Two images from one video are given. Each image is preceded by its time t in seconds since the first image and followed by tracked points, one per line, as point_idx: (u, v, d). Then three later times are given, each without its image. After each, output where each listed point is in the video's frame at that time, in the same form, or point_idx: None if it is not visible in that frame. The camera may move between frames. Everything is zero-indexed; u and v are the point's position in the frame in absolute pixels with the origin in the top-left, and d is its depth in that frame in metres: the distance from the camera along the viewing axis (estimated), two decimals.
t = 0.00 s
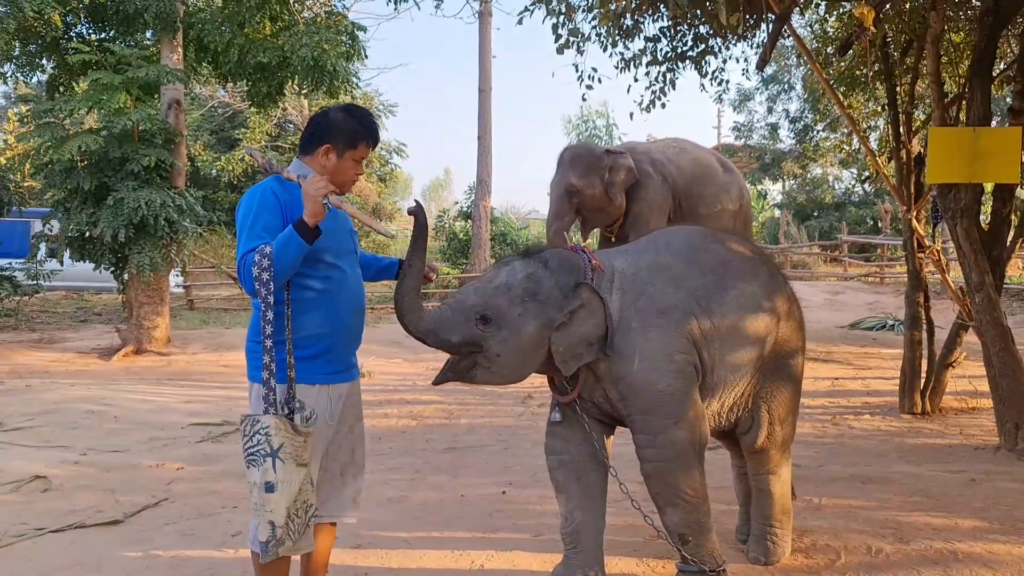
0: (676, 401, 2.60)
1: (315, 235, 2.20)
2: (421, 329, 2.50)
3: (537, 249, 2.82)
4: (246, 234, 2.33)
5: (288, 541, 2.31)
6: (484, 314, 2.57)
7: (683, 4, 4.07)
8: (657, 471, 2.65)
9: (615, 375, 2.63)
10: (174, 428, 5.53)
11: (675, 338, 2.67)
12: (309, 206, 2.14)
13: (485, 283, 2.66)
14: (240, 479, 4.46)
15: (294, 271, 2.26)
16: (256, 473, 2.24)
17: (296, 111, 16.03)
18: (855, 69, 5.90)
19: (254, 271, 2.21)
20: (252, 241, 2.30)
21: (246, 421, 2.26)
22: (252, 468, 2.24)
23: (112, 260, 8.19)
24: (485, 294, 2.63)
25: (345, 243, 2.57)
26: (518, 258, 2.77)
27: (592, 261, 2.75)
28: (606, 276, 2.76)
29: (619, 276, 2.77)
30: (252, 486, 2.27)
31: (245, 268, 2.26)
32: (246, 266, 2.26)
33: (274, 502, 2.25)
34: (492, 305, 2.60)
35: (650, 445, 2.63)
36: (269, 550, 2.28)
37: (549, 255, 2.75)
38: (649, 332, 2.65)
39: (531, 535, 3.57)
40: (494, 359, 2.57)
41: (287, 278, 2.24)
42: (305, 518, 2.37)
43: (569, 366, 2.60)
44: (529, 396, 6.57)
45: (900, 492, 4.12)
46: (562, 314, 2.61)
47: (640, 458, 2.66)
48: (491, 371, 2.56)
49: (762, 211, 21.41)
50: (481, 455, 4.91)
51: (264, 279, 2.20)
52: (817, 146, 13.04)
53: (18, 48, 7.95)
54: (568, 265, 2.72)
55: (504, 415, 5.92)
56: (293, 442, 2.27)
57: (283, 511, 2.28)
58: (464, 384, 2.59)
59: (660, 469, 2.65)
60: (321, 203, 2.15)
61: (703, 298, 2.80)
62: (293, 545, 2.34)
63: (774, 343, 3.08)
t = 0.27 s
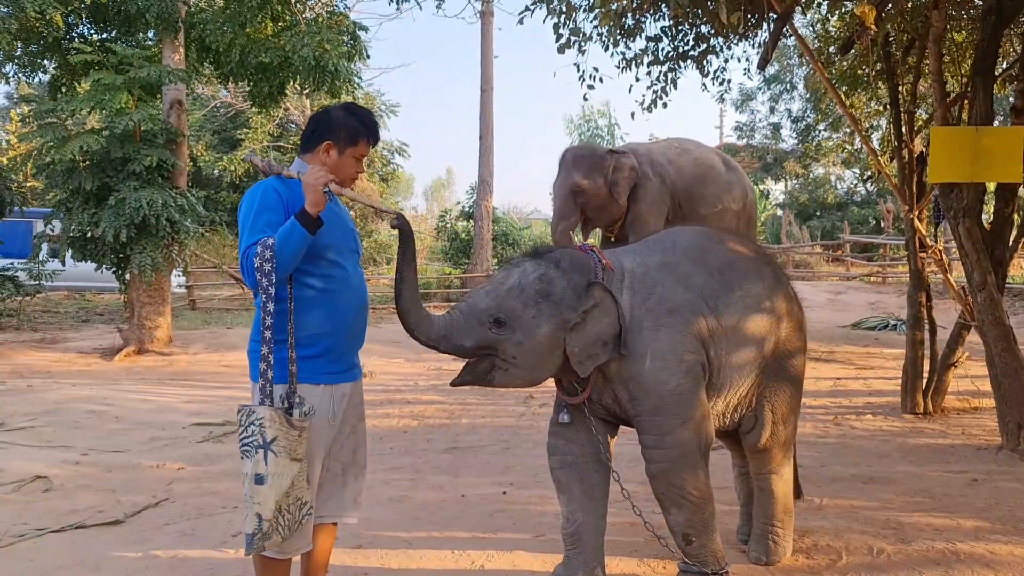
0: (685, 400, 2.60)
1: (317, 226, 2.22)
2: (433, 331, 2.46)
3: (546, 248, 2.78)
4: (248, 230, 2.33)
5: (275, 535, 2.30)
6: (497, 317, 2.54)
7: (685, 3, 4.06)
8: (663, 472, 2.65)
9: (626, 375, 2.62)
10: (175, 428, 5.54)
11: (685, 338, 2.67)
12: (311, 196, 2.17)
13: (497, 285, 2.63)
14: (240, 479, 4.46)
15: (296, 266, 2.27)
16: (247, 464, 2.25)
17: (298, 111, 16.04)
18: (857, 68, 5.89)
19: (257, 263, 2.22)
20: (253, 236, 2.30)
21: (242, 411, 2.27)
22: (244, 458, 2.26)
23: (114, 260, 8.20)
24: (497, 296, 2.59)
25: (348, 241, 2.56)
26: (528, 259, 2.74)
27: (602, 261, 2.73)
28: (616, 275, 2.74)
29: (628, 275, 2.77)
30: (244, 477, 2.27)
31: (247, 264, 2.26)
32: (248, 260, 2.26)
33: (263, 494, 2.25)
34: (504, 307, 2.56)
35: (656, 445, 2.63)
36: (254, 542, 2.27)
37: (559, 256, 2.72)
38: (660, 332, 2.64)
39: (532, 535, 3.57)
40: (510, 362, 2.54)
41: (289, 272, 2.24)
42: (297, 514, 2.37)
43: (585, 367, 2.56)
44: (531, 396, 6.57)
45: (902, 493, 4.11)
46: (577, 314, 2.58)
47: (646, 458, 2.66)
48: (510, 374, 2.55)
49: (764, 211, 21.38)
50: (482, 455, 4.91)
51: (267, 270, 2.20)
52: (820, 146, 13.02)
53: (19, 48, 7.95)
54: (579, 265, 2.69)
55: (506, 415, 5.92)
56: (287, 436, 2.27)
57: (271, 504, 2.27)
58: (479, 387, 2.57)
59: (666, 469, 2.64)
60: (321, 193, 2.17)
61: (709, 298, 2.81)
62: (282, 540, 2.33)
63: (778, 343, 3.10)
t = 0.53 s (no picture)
0: (689, 396, 2.60)
1: (320, 219, 2.23)
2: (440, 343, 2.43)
3: (546, 245, 2.75)
4: (247, 223, 2.32)
5: (265, 532, 2.27)
6: (504, 318, 2.52)
7: None
8: (663, 468, 2.64)
9: (630, 371, 2.61)
10: (174, 425, 5.55)
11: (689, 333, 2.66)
12: (313, 190, 2.17)
13: (502, 286, 2.60)
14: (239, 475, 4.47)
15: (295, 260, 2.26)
16: (241, 457, 2.25)
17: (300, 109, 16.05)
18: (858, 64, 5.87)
19: (256, 255, 2.21)
20: (252, 230, 2.30)
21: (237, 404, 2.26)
22: (239, 451, 2.26)
23: (114, 257, 8.22)
24: (502, 297, 2.56)
25: (344, 237, 2.57)
26: (531, 257, 2.71)
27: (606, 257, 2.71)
28: (621, 271, 2.73)
29: (631, 270, 2.76)
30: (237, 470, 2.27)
31: (246, 258, 2.26)
32: (247, 253, 2.25)
33: (254, 489, 2.23)
34: (511, 308, 2.54)
35: (658, 441, 2.61)
36: (244, 537, 2.25)
37: (563, 254, 2.69)
38: (665, 327, 2.63)
39: (530, 531, 3.56)
40: (517, 362, 2.52)
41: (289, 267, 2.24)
42: (290, 512, 2.34)
43: (593, 364, 2.54)
44: (530, 393, 6.57)
45: (901, 489, 4.10)
46: (583, 311, 2.56)
47: (648, 454, 2.65)
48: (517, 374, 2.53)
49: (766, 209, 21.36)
50: (481, 451, 4.90)
51: (267, 263, 2.20)
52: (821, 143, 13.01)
53: (19, 46, 7.97)
54: (583, 262, 2.67)
55: (505, 412, 5.92)
56: (282, 431, 2.26)
57: (262, 500, 2.25)
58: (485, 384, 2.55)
59: (667, 465, 2.63)
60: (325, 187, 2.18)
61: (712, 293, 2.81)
62: (274, 537, 2.31)
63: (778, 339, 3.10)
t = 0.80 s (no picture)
0: (694, 390, 2.60)
1: (316, 210, 2.22)
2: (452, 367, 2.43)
3: (543, 246, 2.73)
4: (244, 219, 2.32)
5: (280, 523, 2.31)
6: (510, 328, 2.50)
7: None
8: (667, 461, 2.65)
9: (636, 366, 2.60)
10: (175, 419, 5.56)
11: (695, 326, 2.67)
12: (309, 180, 2.16)
13: (503, 295, 2.58)
14: (240, 470, 4.47)
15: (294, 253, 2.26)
16: (251, 452, 2.26)
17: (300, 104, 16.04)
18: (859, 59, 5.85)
19: (255, 250, 2.21)
20: (250, 226, 2.30)
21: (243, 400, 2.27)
22: (248, 446, 2.27)
23: (115, 252, 8.22)
24: (505, 307, 2.55)
25: (342, 230, 2.57)
26: (529, 259, 2.68)
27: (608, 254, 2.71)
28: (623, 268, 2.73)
29: (635, 266, 2.76)
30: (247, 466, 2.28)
31: (246, 253, 2.26)
32: (247, 247, 2.26)
33: (268, 482, 2.27)
34: (516, 316, 2.52)
35: (664, 435, 2.62)
36: (260, 529, 2.29)
37: (562, 252, 2.66)
38: (670, 321, 2.63)
39: (530, 526, 3.57)
40: (529, 369, 2.51)
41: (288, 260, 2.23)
42: (301, 502, 2.38)
43: (604, 359, 2.52)
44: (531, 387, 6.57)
45: (902, 483, 4.11)
46: (588, 308, 2.54)
47: (653, 448, 2.65)
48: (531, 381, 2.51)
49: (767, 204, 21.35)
50: (482, 446, 4.91)
51: (266, 257, 2.20)
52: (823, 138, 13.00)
53: (20, 40, 7.96)
54: (583, 259, 2.64)
55: (506, 407, 5.92)
56: (291, 423, 2.29)
57: (276, 491, 2.29)
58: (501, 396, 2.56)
59: (671, 459, 2.64)
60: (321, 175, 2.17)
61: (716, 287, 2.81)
62: (286, 528, 2.34)
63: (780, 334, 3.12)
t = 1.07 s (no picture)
0: (702, 390, 2.61)
1: (308, 218, 2.21)
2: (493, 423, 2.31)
3: (530, 275, 2.62)
4: (237, 222, 2.33)
5: (295, 526, 2.32)
6: (528, 368, 2.37)
7: None
8: (672, 460, 2.65)
9: (648, 370, 2.58)
10: (176, 419, 5.57)
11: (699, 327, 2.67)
12: (304, 190, 2.16)
13: (510, 337, 2.44)
14: (241, 469, 4.48)
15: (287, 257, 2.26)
16: (261, 458, 2.27)
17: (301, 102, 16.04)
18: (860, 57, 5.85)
19: (248, 256, 2.22)
20: (243, 230, 2.31)
21: (247, 407, 2.28)
22: (257, 453, 2.27)
23: (116, 251, 8.23)
24: (513, 350, 2.41)
25: (339, 231, 2.56)
26: (522, 291, 2.55)
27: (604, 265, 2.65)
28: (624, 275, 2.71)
29: (638, 270, 2.76)
30: (258, 472, 2.29)
31: (239, 259, 2.26)
32: (239, 252, 2.27)
33: (282, 486, 2.27)
34: (530, 355, 2.39)
35: (671, 435, 2.61)
36: (278, 534, 2.30)
37: (553, 275, 2.56)
38: (676, 323, 2.64)
39: (530, 525, 3.58)
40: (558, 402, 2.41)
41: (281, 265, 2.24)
42: (309, 504, 2.39)
43: (626, 368, 2.44)
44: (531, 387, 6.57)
45: (901, 483, 4.11)
46: (595, 327, 2.45)
47: (660, 448, 2.66)
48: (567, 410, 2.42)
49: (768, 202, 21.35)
50: (482, 445, 4.92)
51: (259, 262, 2.21)
52: (823, 137, 12.98)
53: (20, 39, 7.97)
54: (575, 279, 2.55)
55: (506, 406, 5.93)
56: (297, 425, 2.30)
57: (290, 494, 2.30)
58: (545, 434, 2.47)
59: (677, 458, 2.64)
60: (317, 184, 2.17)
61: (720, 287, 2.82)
62: (301, 530, 2.35)
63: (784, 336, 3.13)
